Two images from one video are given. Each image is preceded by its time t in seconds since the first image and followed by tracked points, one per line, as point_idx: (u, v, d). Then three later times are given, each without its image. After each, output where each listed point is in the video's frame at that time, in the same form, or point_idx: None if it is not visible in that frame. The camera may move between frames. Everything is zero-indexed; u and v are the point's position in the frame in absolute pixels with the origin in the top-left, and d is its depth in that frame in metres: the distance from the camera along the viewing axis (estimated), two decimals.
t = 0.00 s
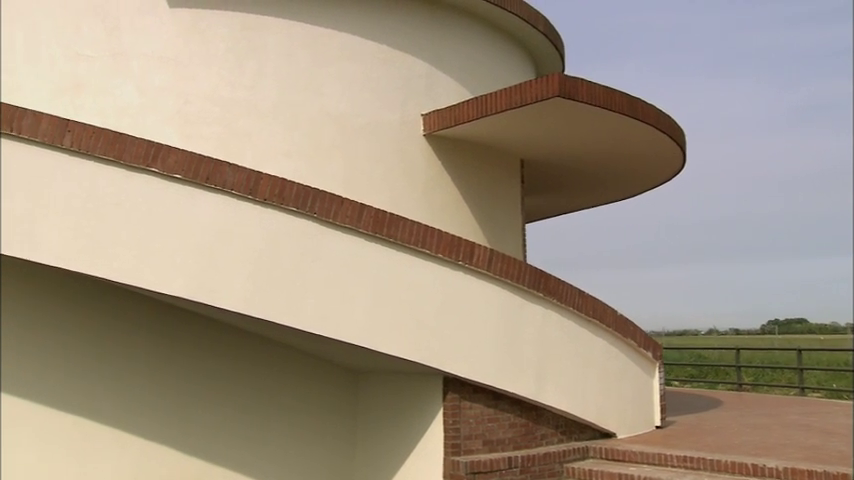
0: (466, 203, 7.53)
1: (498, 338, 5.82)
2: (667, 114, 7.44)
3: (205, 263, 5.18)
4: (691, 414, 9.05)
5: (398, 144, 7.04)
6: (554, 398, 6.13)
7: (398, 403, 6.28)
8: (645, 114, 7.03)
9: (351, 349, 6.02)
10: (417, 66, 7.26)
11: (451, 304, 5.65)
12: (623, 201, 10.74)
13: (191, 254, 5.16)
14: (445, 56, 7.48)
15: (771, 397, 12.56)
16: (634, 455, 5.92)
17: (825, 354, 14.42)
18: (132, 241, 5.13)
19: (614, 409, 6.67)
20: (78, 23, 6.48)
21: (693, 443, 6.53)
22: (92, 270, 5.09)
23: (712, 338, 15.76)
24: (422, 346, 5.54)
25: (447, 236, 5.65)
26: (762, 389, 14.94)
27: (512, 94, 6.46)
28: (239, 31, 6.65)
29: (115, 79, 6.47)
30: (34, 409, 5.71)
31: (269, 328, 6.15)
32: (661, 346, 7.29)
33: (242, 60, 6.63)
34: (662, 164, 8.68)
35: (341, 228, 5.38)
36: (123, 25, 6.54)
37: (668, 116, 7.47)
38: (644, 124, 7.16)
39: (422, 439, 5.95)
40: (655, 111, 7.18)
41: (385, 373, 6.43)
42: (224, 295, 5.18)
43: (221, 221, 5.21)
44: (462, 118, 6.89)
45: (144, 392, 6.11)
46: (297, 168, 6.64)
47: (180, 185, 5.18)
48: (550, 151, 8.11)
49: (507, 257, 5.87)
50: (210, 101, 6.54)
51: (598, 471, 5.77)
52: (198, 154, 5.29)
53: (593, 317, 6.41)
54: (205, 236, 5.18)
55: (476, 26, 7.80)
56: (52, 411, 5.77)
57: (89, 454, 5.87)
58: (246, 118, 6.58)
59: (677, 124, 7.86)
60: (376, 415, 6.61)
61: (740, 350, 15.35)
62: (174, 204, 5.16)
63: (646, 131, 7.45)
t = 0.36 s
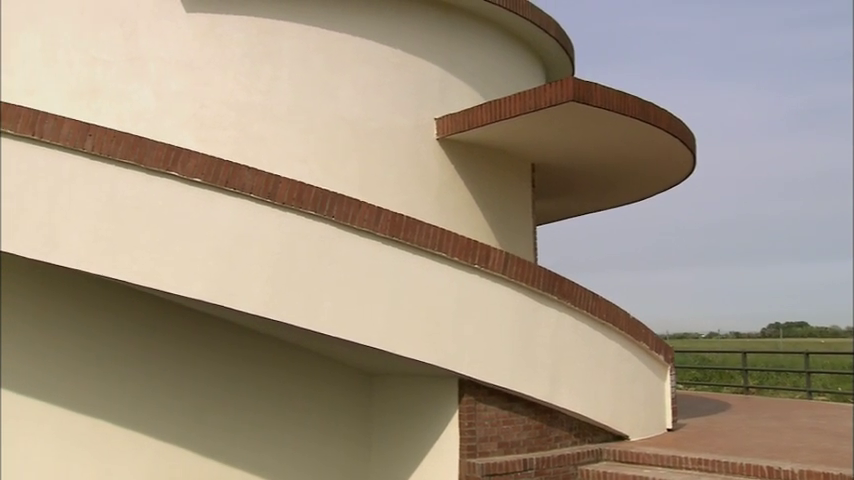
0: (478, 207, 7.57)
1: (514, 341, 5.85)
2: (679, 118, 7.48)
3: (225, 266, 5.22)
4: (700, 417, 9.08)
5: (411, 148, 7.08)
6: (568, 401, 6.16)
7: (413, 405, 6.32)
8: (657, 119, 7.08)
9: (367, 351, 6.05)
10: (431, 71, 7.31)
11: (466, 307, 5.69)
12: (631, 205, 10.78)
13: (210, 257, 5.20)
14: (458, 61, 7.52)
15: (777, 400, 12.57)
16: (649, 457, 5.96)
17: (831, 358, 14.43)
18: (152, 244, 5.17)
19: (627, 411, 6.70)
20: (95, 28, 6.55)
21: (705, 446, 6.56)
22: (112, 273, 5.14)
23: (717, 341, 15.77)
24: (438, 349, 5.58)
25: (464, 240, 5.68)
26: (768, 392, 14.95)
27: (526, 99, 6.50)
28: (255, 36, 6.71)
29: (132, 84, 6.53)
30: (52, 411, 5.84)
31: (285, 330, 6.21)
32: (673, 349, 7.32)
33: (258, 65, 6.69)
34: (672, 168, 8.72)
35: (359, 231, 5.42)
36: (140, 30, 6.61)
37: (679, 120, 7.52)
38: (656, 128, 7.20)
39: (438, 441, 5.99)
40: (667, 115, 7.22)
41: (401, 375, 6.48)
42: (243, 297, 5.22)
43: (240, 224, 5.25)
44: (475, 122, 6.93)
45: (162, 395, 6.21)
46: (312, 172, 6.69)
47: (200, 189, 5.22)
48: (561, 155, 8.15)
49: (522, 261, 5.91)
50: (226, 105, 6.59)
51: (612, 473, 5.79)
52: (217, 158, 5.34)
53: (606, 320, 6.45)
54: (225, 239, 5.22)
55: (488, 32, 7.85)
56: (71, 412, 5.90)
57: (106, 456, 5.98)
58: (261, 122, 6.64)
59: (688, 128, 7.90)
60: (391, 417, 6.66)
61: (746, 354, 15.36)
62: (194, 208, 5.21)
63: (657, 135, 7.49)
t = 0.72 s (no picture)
0: (491, 211, 7.61)
1: (529, 344, 5.89)
2: (690, 123, 7.51)
3: (244, 270, 5.26)
4: (711, 420, 9.10)
5: (425, 152, 7.13)
6: (583, 405, 6.19)
7: (427, 408, 6.37)
8: (669, 123, 7.11)
9: (382, 354, 6.09)
10: (444, 75, 7.35)
11: (482, 311, 5.72)
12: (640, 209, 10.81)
13: (230, 261, 5.24)
14: (471, 66, 7.56)
15: (786, 404, 12.58)
16: (663, 460, 5.99)
17: (839, 362, 14.43)
18: (172, 248, 5.21)
19: (641, 415, 6.73)
20: (112, 32, 6.64)
21: (719, 449, 6.59)
22: (133, 277, 5.18)
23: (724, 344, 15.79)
24: (454, 352, 5.61)
25: (480, 244, 5.72)
26: (774, 396, 14.95)
27: (540, 103, 6.54)
28: (270, 41, 6.76)
29: (149, 88, 6.61)
30: (72, 414, 5.99)
31: (298, 333, 6.29)
32: (684, 353, 7.35)
33: (274, 70, 6.74)
34: (682, 172, 8.75)
35: (376, 235, 5.45)
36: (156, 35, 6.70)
37: (691, 124, 7.55)
38: (668, 133, 7.24)
39: (453, 444, 6.03)
40: (679, 119, 7.25)
41: (416, 378, 6.54)
42: (261, 301, 5.26)
43: (259, 228, 5.29)
44: (488, 126, 6.97)
45: (178, 397, 6.35)
46: (327, 176, 6.73)
47: (220, 193, 5.25)
48: (572, 159, 8.19)
49: (537, 264, 5.94)
50: (242, 110, 6.65)
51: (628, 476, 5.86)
52: (236, 162, 5.38)
53: (619, 324, 6.47)
54: (244, 243, 5.26)
55: (500, 37, 7.89)
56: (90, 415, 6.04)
57: (124, 458, 6.11)
58: (277, 127, 6.69)
59: (699, 133, 7.93)
60: (405, 419, 6.74)
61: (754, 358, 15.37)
62: (214, 212, 5.24)
63: (669, 139, 7.52)
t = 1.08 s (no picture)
0: (503, 215, 7.65)
1: (544, 348, 5.92)
2: (701, 128, 7.56)
3: (263, 274, 5.31)
4: (721, 424, 9.13)
5: (439, 157, 7.18)
6: (597, 408, 6.23)
7: (443, 411, 6.42)
8: (681, 128, 7.16)
9: (398, 358, 6.12)
10: (457, 81, 7.40)
11: (498, 315, 5.76)
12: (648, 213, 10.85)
13: (250, 265, 5.29)
14: (483, 71, 7.61)
15: (794, 408, 12.60)
16: (677, 464, 6.07)
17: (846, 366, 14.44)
18: (192, 252, 5.26)
19: (653, 418, 6.76)
20: (129, 39, 6.73)
21: (731, 452, 6.63)
22: (153, 281, 5.23)
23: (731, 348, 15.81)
24: (471, 355, 5.65)
25: (496, 248, 5.76)
26: (780, 400, 14.99)
27: (554, 109, 6.59)
28: (286, 47, 6.83)
29: (165, 93, 6.68)
30: (88, 416, 6.07)
31: (314, 336, 6.34)
32: (696, 357, 7.39)
33: (289, 76, 6.80)
34: (692, 177, 8.79)
35: (393, 240, 5.50)
36: (173, 42, 6.76)
37: (702, 130, 7.60)
38: (680, 138, 7.29)
39: (468, 447, 6.07)
40: (690, 125, 7.30)
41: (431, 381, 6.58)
42: (281, 304, 5.30)
43: (278, 233, 5.34)
44: (502, 131, 7.02)
45: (193, 400, 6.39)
46: (342, 180, 6.78)
47: (239, 198, 5.31)
48: (583, 164, 8.24)
49: (552, 268, 5.99)
50: (257, 115, 6.70)
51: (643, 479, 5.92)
52: (255, 167, 5.43)
53: (633, 328, 6.51)
54: (263, 247, 5.31)
55: (511, 42, 7.94)
56: (106, 417, 6.11)
57: (140, 461, 6.16)
58: (292, 132, 6.74)
59: (709, 138, 7.98)
60: (421, 423, 6.76)
61: (760, 362, 15.39)
62: (233, 217, 5.29)
63: (680, 144, 7.56)
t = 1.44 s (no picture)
0: (515, 219, 7.69)
1: (559, 352, 5.96)
2: (713, 133, 7.60)
3: (282, 278, 5.35)
4: (731, 428, 9.15)
5: (452, 161, 7.22)
6: (611, 412, 6.27)
7: (458, 415, 6.48)
8: (693, 134, 7.20)
9: (413, 361, 6.16)
10: (470, 86, 7.45)
11: (514, 319, 5.80)
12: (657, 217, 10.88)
13: (269, 269, 5.34)
14: (496, 76, 7.65)
15: (802, 412, 12.60)
16: (691, 467, 6.12)
17: None
18: (212, 256, 5.30)
19: (666, 422, 6.79)
20: (146, 45, 6.78)
21: (744, 456, 6.66)
22: (174, 284, 5.28)
23: (737, 352, 15.82)
24: (487, 359, 5.69)
25: (512, 253, 5.80)
26: (786, 403, 14.98)
27: (568, 114, 6.63)
28: (301, 53, 6.87)
29: (181, 98, 6.73)
30: (106, 419, 6.15)
31: (329, 340, 6.39)
32: (707, 361, 7.42)
33: (305, 81, 6.85)
34: (702, 181, 8.83)
35: (411, 244, 5.54)
36: (190, 47, 6.81)
37: (713, 135, 7.64)
38: (692, 143, 7.33)
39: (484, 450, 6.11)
40: (702, 130, 7.35)
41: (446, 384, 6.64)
42: (299, 308, 5.35)
43: (297, 237, 5.38)
44: (515, 136, 7.07)
45: (210, 403, 6.45)
46: (357, 185, 6.82)
47: (258, 203, 5.35)
48: (594, 168, 8.28)
49: (566, 273, 6.02)
50: (273, 120, 6.75)
51: None
52: (274, 172, 5.47)
53: (646, 332, 6.54)
54: (282, 251, 5.35)
55: (523, 47, 7.98)
56: (124, 420, 6.19)
57: (157, 464, 6.24)
58: (307, 136, 6.79)
59: (720, 143, 8.02)
60: (437, 426, 6.81)
61: (767, 365, 15.39)
62: (252, 221, 5.34)
63: (692, 149, 7.60)
